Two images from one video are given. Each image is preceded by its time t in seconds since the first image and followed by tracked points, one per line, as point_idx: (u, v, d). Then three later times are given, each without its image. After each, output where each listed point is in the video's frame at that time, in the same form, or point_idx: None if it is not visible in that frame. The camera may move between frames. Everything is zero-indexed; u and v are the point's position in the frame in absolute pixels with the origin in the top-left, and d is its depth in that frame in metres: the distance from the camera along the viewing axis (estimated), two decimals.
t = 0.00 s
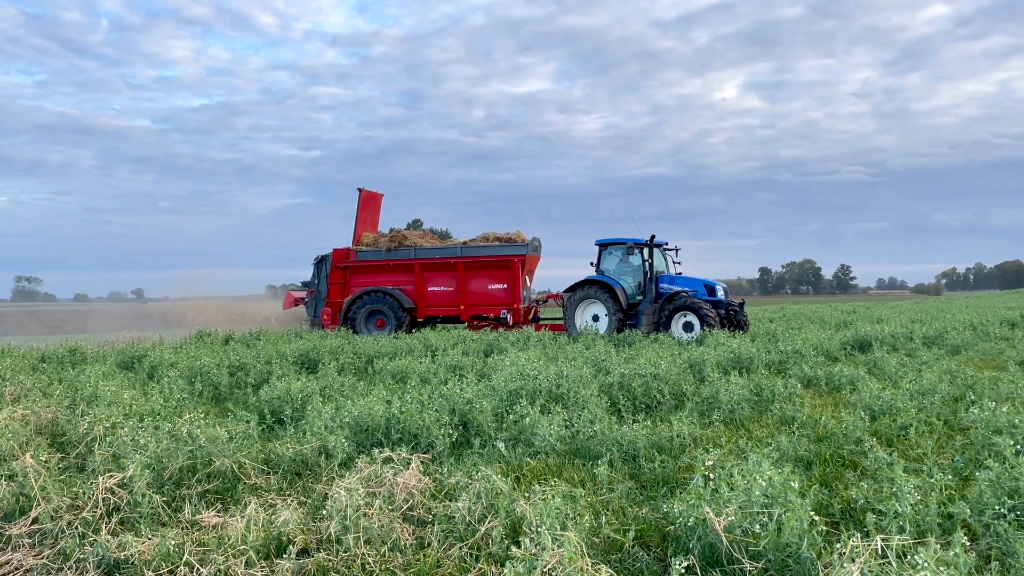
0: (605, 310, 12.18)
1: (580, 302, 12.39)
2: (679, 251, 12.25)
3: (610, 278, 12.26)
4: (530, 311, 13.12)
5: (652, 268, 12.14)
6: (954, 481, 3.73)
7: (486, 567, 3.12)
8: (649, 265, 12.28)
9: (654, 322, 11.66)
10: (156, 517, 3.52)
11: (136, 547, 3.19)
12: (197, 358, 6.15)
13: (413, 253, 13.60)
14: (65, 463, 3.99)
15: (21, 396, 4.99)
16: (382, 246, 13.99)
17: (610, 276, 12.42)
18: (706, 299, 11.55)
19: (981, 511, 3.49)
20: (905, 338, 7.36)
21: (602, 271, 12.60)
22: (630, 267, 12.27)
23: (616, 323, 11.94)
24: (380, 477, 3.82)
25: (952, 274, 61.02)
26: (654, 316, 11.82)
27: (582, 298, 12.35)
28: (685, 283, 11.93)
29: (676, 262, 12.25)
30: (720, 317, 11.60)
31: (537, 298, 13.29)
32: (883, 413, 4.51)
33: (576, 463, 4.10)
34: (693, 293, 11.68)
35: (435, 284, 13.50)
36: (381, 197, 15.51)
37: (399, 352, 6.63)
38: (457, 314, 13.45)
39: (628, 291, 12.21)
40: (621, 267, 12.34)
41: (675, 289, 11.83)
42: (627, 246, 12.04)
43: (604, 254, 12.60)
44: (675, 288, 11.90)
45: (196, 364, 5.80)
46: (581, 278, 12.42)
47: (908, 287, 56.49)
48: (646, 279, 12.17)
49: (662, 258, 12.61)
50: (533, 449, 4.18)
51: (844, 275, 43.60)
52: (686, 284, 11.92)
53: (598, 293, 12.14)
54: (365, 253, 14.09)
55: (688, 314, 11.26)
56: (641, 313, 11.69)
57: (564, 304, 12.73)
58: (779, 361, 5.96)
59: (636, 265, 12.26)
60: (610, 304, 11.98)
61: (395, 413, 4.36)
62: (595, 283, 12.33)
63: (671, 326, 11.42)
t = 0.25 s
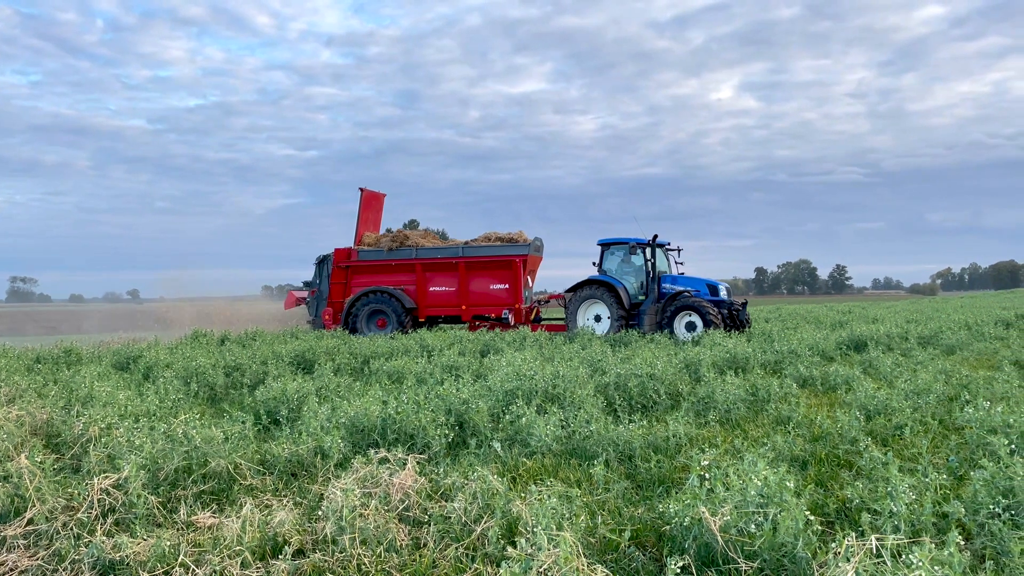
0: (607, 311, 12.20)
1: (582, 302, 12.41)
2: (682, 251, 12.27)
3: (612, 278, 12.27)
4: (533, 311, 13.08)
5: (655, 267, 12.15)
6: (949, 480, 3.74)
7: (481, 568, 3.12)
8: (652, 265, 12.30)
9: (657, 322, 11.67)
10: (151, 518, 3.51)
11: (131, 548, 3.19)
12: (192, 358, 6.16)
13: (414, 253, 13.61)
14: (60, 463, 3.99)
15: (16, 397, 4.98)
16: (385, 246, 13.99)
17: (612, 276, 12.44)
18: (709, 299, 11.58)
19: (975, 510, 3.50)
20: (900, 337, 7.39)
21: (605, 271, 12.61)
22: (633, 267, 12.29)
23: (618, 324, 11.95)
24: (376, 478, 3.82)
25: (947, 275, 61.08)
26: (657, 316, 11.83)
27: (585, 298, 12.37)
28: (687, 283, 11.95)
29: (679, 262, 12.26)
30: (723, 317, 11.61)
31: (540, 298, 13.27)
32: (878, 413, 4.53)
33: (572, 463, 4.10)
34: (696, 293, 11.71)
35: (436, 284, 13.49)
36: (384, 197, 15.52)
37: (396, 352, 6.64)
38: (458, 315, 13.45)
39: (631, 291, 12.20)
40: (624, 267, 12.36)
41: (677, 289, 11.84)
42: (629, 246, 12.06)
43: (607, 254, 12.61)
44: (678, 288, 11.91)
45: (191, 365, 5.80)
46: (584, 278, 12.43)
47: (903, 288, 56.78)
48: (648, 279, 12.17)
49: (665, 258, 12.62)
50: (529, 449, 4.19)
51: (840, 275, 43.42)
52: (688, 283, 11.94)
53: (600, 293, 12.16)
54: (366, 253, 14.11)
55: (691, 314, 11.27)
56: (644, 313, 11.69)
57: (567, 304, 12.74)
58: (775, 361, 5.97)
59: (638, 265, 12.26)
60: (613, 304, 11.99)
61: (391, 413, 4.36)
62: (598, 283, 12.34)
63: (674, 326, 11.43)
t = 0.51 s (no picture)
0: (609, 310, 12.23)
1: (583, 302, 12.44)
2: (684, 251, 12.27)
3: (614, 278, 12.28)
4: (534, 311, 13.14)
5: (655, 267, 12.16)
6: (943, 480, 3.74)
7: (476, 568, 3.12)
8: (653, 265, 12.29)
9: (658, 322, 11.69)
10: (145, 519, 3.50)
11: (125, 549, 3.18)
12: (187, 359, 6.15)
13: (414, 253, 13.60)
14: (53, 465, 3.97)
15: (9, 398, 4.96)
16: (386, 246, 13.97)
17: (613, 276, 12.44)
18: (711, 299, 11.59)
19: (969, 510, 3.51)
20: (894, 337, 7.40)
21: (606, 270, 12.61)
22: (634, 267, 12.28)
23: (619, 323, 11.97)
24: (370, 478, 3.81)
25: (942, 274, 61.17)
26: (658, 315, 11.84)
27: (586, 298, 12.40)
28: (689, 282, 11.95)
29: (681, 262, 12.26)
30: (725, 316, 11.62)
31: (541, 298, 13.32)
32: (872, 413, 4.54)
33: (567, 463, 4.10)
34: (698, 292, 11.72)
35: (436, 284, 13.48)
36: (385, 196, 15.52)
37: (391, 353, 6.64)
38: (459, 315, 13.44)
39: (632, 291, 12.20)
40: (625, 267, 12.36)
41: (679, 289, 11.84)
42: (631, 246, 12.06)
43: (608, 254, 12.61)
44: (679, 287, 11.91)
45: (186, 366, 5.79)
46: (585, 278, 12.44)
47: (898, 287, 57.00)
48: (650, 278, 12.16)
49: (666, 258, 12.61)
50: (524, 449, 4.19)
51: (835, 275, 43.41)
52: (690, 283, 11.94)
53: (603, 293, 12.21)
54: (367, 253, 14.09)
55: (692, 314, 11.29)
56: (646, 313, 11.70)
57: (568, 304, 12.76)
58: (769, 361, 5.98)
59: (639, 265, 12.25)
60: (614, 304, 12.02)
61: (387, 414, 4.35)
62: (599, 283, 12.35)
63: (675, 326, 11.44)
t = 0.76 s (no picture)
0: (609, 310, 12.24)
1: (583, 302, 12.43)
2: (684, 250, 12.28)
3: (614, 278, 12.28)
4: (534, 311, 13.15)
5: (655, 267, 12.18)
6: (937, 479, 3.75)
7: (471, 568, 3.13)
8: (654, 264, 12.30)
9: (659, 322, 11.70)
10: (139, 520, 3.50)
11: (119, 550, 3.17)
12: (181, 359, 6.13)
13: (414, 253, 13.58)
14: (47, 465, 3.96)
15: (3, 399, 4.94)
16: (385, 246, 13.95)
17: (614, 276, 12.45)
18: (712, 299, 11.61)
19: (963, 509, 3.52)
20: (889, 337, 7.42)
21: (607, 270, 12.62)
22: (635, 267, 12.29)
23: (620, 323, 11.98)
24: (365, 479, 3.81)
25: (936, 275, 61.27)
26: (659, 315, 11.86)
27: (587, 297, 12.40)
28: (690, 282, 11.98)
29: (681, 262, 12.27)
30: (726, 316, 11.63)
31: (540, 298, 13.33)
32: (866, 412, 4.55)
33: (562, 463, 4.10)
34: (699, 292, 11.75)
35: (436, 284, 13.47)
36: (386, 196, 15.51)
37: (386, 353, 6.64)
38: (459, 315, 13.44)
39: (632, 290, 12.22)
40: (625, 267, 12.37)
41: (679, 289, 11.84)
42: (631, 246, 12.07)
43: (608, 254, 12.62)
44: (680, 287, 11.93)
45: (180, 366, 5.77)
46: (585, 278, 12.45)
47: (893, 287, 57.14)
48: (651, 278, 12.17)
49: (667, 258, 12.63)
50: (519, 449, 4.19)
51: (829, 275, 43.46)
52: (691, 282, 11.97)
53: (604, 293, 12.19)
54: (367, 253, 14.07)
55: (693, 313, 11.31)
56: (647, 313, 11.71)
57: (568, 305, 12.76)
58: (764, 361, 5.99)
59: (640, 264, 12.26)
60: (615, 304, 12.02)
61: (381, 414, 4.35)
62: (600, 283, 12.35)
63: (676, 325, 11.46)
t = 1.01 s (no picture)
0: (609, 310, 12.24)
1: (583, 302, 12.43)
2: (683, 250, 12.29)
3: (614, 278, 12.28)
4: (533, 312, 13.13)
5: (655, 267, 12.19)
6: (929, 478, 3.75)
7: (465, 568, 3.12)
8: (654, 264, 12.31)
9: (659, 321, 11.72)
10: (131, 521, 3.48)
11: (111, 552, 3.16)
12: (174, 359, 6.12)
13: (414, 253, 13.57)
14: (38, 466, 3.94)
15: None
16: (383, 246, 13.93)
17: (613, 276, 12.45)
18: (712, 298, 11.63)
19: (955, 508, 3.53)
20: (882, 337, 7.44)
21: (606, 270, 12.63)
22: (635, 266, 12.29)
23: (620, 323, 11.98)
24: (359, 479, 3.80)
25: (928, 275, 61.42)
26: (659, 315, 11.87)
27: (587, 297, 12.41)
28: (691, 281, 11.99)
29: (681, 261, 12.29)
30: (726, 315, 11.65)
31: (540, 298, 13.28)
32: (859, 412, 4.56)
33: (555, 463, 4.10)
34: (699, 292, 11.77)
35: (436, 283, 13.46)
36: (385, 196, 15.51)
37: (380, 353, 6.64)
38: (458, 314, 13.43)
39: (632, 290, 12.23)
40: (625, 266, 12.38)
41: (679, 289, 11.85)
42: (630, 246, 12.08)
43: (608, 254, 12.63)
44: (680, 287, 11.94)
45: (173, 366, 5.76)
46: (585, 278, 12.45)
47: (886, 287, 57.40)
48: (651, 278, 12.18)
49: (666, 257, 12.64)
50: (513, 449, 4.19)
51: (824, 275, 43.80)
52: (691, 281, 11.99)
53: (604, 293, 12.19)
54: (366, 252, 14.05)
55: (693, 313, 11.33)
56: (647, 313, 11.71)
57: (568, 305, 12.76)
58: (758, 361, 6.00)
59: (640, 264, 12.26)
60: (615, 304, 12.03)
61: (375, 415, 4.34)
62: (599, 283, 12.35)
63: (676, 325, 11.48)
